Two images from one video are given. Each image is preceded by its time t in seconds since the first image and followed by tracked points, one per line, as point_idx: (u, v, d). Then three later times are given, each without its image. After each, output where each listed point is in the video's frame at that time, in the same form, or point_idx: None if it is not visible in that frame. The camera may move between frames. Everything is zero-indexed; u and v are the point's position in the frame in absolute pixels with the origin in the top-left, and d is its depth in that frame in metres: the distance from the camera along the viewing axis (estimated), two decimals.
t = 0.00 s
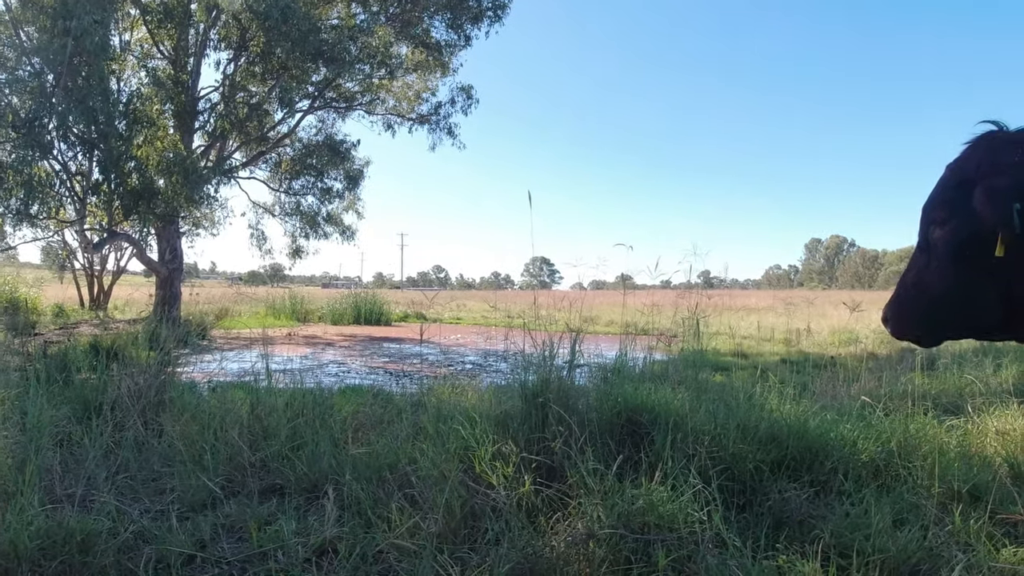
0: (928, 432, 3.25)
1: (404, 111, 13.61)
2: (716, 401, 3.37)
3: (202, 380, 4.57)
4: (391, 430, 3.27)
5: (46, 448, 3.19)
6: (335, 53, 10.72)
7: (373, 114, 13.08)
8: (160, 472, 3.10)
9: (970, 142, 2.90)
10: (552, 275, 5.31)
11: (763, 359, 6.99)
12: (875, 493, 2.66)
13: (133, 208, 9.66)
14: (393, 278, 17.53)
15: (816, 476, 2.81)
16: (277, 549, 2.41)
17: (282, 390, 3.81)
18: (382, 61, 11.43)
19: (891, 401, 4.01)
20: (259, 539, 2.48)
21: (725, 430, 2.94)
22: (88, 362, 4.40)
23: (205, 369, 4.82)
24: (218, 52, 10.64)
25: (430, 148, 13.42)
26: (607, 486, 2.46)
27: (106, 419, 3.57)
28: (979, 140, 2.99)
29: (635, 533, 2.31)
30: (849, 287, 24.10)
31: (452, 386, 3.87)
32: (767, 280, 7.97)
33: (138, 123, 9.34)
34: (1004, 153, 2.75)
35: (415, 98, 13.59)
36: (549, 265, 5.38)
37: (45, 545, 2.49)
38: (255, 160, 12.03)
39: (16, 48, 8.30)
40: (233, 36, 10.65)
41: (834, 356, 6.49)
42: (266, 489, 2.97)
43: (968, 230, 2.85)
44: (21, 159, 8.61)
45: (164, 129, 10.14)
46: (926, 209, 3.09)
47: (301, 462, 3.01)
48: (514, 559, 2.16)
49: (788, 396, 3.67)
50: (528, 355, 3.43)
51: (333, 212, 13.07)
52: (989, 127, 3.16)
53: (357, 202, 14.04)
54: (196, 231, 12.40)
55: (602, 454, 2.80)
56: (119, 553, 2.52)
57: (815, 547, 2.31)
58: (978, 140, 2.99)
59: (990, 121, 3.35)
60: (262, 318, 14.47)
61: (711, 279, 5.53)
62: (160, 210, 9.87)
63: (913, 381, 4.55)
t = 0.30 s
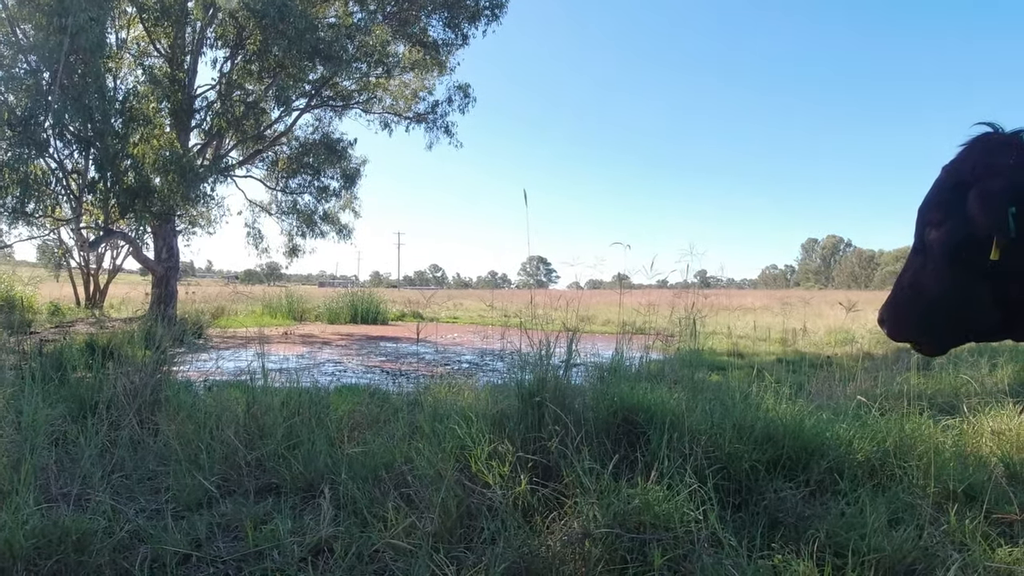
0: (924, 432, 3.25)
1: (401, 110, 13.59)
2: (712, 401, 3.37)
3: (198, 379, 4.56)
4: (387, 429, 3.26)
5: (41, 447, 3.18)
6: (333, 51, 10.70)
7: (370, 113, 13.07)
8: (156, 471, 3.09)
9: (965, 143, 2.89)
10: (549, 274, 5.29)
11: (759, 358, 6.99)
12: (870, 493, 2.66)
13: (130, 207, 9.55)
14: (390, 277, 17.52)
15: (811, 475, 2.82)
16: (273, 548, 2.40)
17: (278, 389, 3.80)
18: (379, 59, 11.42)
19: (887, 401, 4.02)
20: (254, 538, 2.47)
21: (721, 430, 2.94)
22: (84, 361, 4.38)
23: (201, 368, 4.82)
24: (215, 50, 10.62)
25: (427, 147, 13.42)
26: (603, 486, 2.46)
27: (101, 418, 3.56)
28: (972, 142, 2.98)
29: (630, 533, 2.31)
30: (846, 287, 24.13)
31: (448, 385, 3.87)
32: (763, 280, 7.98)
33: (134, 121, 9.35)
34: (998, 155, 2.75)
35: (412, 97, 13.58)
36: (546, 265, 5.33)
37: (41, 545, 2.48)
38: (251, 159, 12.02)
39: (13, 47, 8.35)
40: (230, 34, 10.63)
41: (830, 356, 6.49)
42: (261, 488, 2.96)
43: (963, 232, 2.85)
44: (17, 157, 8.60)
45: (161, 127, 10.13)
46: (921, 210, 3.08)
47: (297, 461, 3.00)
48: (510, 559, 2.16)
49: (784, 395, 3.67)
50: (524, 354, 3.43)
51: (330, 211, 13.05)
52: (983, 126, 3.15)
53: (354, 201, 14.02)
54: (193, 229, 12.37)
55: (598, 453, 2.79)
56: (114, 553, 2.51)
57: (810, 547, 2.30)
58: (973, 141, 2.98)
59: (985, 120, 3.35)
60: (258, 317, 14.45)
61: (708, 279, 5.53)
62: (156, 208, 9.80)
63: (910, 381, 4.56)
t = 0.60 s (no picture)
0: (921, 432, 3.25)
1: (400, 109, 13.57)
2: (710, 401, 3.37)
3: (197, 378, 4.56)
4: (385, 429, 3.26)
5: (39, 446, 3.17)
6: (331, 50, 10.68)
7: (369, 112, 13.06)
8: (154, 470, 3.09)
9: (963, 144, 2.89)
10: (548, 275, 5.27)
11: (757, 359, 7.00)
12: (867, 493, 2.67)
13: (129, 206, 9.60)
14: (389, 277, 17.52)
15: (809, 475, 2.82)
16: (272, 548, 2.40)
17: (277, 388, 3.80)
18: (378, 59, 11.40)
19: (884, 401, 4.02)
20: (253, 537, 2.47)
21: (719, 430, 2.94)
22: (82, 360, 4.37)
23: (199, 368, 4.81)
24: (213, 49, 10.58)
25: (426, 147, 13.41)
26: (601, 486, 2.46)
27: (100, 417, 3.55)
28: (970, 144, 2.99)
29: (628, 533, 2.31)
30: (844, 287, 24.15)
31: (446, 385, 3.87)
32: (762, 280, 7.99)
33: (132, 120, 9.33)
34: (995, 156, 2.75)
35: (411, 96, 13.57)
36: (546, 265, 5.26)
37: (39, 544, 2.48)
38: (249, 158, 12.00)
39: (10, 45, 8.32)
40: (229, 33, 10.56)
41: (828, 356, 6.51)
42: (260, 487, 2.96)
43: (960, 233, 2.85)
44: (15, 156, 8.60)
45: (159, 126, 9.94)
46: (919, 211, 3.08)
47: (295, 461, 3.00)
48: (507, 559, 2.16)
49: (782, 395, 3.68)
50: (523, 354, 3.43)
51: (328, 210, 13.03)
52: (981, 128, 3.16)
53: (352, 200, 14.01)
54: (191, 229, 12.36)
55: (597, 453, 2.79)
56: (112, 552, 2.51)
57: (808, 547, 2.31)
58: (970, 143, 2.99)
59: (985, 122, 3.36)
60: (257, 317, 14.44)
61: (706, 279, 5.54)
62: (153, 208, 9.86)
63: (907, 381, 4.56)
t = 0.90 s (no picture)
0: (918, 433, 3.26)
1: (398, 109, 13.57)
2: (707, 402, 3.37)
3: (195, 379, 4.55)
4: (383, 430, 3.26)
5: (37, 447, 3.17)
6: (330, 50, 10.69)
7: (367, 112, 13.06)
8: (152, 471, 3.08)
9: (959, 145, 2.88)
10: (548, 274, 5.25)
11: (755, 359, 7.01)
12: (864, 494, 2.67)
13: (127, 206, 9.55)
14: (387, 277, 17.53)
15: (805, 476, 2.82)
16: (269, 549, 2.40)
17: (275, 389, 3.80)
18: (376, 59, 11.40)
19: (882, 401, 4.03)
20: (250, 538, 2.47)
21: (716, 431, 2.94)
22: (80, 361, 4.37)
23: (197, 368, 4.81)
24: (212, 49, 10.56)
25: (424, 147, 13.42)
26: (598, 486, 2.45)
27: (98, 418, 3.55)
28: (967, 144, 2.98)
29: (625, 533, 2.31)
30: (842, 287, 24.16)
31: (444, 386, 3.88)
32: (760, 280, 8.00)
33: (130, 120, 9.34)
34: (991, 157, 2.75)
35: (409, 96, 13.58)
36: (544, 263, 5.25)
37: (37, 545, 2.48)
38: (248, 158, 12.00)
39: (9, 45, 8.38)
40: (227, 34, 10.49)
41: (826, 356, 6.52)
42: (257, 488, 2.95)
43: (955, 234, 2.84)
44: (13, 156, 8.59)
45: (157, 126, 10.02)
46: (915, 211, 3.07)
47: (293, 461, 3.00)
48: (504, 559, 2.16)
49: (779, 395, 3.68)
50: (520, 355, 3.44)
51: (326, 210, 13.04)
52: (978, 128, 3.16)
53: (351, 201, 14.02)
54: (189, 229, 12.36)
55: (594, 454, 2.79)
56: (110, 553, 2.51)
57: (804, 547, 2.31)
58: (966, 143, 2.98)
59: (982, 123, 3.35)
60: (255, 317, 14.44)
61: (704, 280, 5.54)
62: (152, 208, 9.87)
63: (904, 381, 4.57)
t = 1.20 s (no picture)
0: (914, 432, 3.25)
1: (395, 109, 13.56)
2: (703, 402, 3.37)
3: (190, 380, 4.54)
4: (378, 431, 3.25)
5: (32, 448, 3.16)
6: (326, 50, 10.68)
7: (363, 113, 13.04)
8: (147, 473, 3.08)
9: (954, 144, 2.87)
10: (544, 275, 5.19)
11: (751, 358, 7.00)
12: (859, 494, 2.66)
13: (123, 206, 9.58)
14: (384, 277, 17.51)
15: (801, 476, 2.82)
16: (264, 550, 2.39)
17: (270, 389, 3.79)
18: (372, 59, 11.38)
19: (878, 401, 4.02)
20: (245, 539, 2.46)
21: (712, 431, 2.94)
22: (75, 362, 4.36)
23: (193, 369, 4.80)
24: (208, 49, 10.54)
25: (421, 147, 13.40)
26: (594, 487, 2.45)
27: (93, 419, 3.53)
28: (962, 142, 2.97)
29: (620, 534, 2.30)
30: (839, 286, 24.15)
31: (441, 386, 3.87)
32: (756, 280, 7.99)
33: (126, 121, 9.34)
34: (985, 157, 2.74)
35: (405, 96, 13.56)
36: (541, 264, 5.20)
37: (32, 546, 2.47)
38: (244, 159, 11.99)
39: (5, 46, 8.35)
40: (223, 34, 10.53)
41: (822, 356, 6.50)
42: (252, 489, 2.94)
43: (950, 235, 2.85)
44: (7, 157, 8.57)
45: (153, 127, 10.08)
46: (910, 211, 3.07)
47: (288, 462, 2.99)
48: (499, 559, 2.16)
49: (775, 395, 3.68)
50: (516, 355, 3.44)
51: (323, 211, 13.02)
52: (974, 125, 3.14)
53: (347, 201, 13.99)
54: (186, 229, 12.35)
55: (590, 454, 2.78)
56: (105, 555, 2.50)
57: (800, 548, 2.30)
58: (961, 142, 2.97)
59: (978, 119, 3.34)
60: (252, 317, 14.42)
61: (701, 280, 5.53)
62: (148, 208, 9.78)
63: (901, 381, 4.56)
